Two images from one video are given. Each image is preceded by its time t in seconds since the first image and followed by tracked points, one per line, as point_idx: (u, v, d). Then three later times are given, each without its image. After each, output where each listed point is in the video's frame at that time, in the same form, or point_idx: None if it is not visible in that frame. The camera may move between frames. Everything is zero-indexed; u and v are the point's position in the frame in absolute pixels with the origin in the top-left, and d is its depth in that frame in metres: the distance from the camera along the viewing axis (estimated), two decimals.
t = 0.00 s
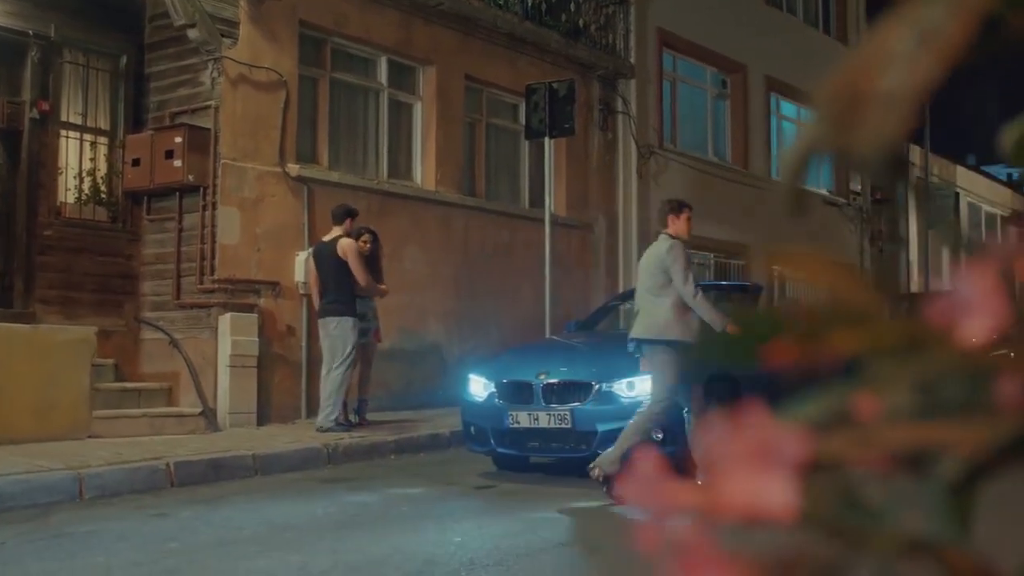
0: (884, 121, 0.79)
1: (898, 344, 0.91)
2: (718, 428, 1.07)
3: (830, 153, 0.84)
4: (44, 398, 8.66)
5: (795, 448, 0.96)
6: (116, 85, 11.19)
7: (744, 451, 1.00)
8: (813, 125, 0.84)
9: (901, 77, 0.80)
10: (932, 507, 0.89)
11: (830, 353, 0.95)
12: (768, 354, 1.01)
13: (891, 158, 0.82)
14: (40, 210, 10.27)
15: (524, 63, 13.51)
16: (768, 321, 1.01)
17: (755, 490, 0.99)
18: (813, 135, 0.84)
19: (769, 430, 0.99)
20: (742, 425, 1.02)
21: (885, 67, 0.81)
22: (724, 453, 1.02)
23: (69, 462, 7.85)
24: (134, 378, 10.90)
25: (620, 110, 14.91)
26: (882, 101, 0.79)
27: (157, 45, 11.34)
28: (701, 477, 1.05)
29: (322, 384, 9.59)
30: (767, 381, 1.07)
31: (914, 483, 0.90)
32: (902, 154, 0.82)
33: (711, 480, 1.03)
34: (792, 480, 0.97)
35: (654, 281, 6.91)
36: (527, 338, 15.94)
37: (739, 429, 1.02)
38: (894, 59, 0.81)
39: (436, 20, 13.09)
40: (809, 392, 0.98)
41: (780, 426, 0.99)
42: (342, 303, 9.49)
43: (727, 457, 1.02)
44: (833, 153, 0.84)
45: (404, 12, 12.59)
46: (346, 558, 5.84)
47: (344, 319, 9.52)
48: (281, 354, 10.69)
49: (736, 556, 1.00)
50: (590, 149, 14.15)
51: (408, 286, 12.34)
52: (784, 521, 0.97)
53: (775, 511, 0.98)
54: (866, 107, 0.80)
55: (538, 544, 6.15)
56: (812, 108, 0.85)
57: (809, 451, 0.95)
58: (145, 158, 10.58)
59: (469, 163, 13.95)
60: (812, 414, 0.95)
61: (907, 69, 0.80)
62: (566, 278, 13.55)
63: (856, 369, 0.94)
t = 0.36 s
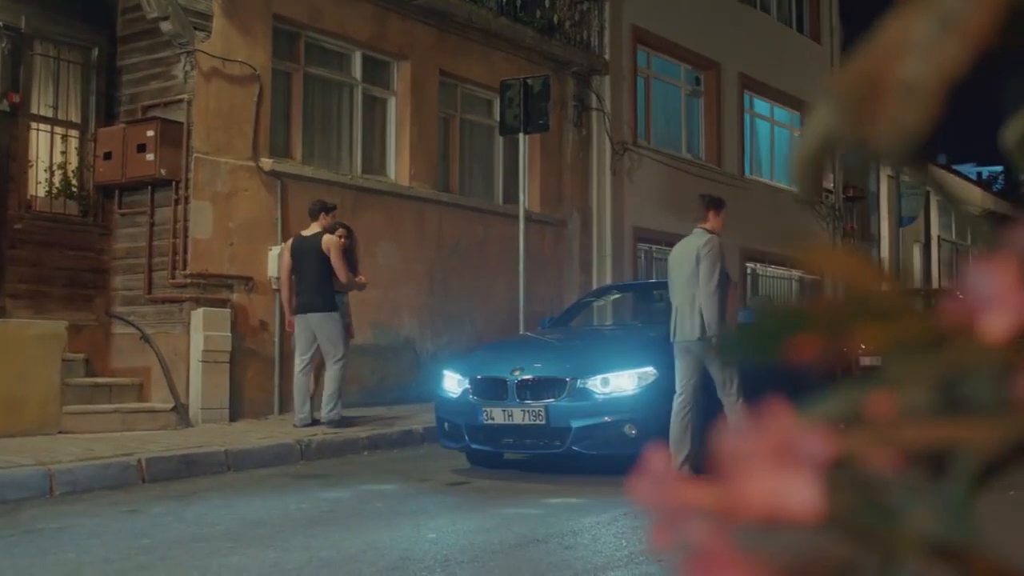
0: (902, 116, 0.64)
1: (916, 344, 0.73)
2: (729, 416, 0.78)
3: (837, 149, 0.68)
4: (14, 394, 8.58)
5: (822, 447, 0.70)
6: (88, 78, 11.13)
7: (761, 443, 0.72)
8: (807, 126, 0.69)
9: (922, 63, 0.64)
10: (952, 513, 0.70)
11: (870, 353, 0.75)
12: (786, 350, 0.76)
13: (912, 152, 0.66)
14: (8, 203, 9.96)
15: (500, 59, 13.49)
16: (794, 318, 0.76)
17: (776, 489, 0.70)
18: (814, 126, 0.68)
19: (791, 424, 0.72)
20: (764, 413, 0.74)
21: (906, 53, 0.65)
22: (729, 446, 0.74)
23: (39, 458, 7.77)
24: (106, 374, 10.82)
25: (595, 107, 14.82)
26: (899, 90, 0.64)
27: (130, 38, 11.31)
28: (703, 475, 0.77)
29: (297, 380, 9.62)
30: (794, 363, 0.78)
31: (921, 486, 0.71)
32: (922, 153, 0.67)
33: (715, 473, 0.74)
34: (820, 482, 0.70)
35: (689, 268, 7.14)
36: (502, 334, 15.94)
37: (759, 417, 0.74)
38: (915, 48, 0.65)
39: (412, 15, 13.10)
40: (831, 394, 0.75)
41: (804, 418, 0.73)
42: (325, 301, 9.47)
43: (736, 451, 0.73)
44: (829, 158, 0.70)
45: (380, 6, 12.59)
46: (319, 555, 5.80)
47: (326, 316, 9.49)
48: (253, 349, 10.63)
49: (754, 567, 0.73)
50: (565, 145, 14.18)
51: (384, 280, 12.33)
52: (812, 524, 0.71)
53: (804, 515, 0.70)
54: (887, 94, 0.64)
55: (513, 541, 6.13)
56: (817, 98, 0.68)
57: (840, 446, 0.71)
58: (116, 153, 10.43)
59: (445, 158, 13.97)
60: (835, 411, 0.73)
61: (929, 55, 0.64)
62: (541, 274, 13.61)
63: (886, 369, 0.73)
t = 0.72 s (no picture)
0: (929, 107, 0.73)
1: (946, 345, 0.78)
2: (764, 417, 0.88)
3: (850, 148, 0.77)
4: None
5: (850, 449, 0.80)
6: (66, 73, 10.98)
7: (790, 451, 0.82)
8: (820, 130, 0.78)
9: (944, 58, 0.73)
10: (975, 515, 0.77)
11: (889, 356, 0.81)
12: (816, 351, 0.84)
13: (934, 150, 0.76)
14: None
15: (479, 56, 13.43)
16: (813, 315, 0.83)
17: (806, 494, 0.81)
18: (834, 123, 0.77)
19: (823, 425, 0.82)
20: (792, 418, 0.84)
21: (930, 49, 0.74)
22: (764, 450, 0.85)
23: (15, 456, 7.71)
24: (82, 371, 10.74)
25: (574, 105, 14.76)
26: (925, 83, 0.73)
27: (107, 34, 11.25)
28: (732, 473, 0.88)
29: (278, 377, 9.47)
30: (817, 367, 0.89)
31: (945, 488, 0.79)
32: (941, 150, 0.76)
33: (745, 479, 0.86)
34: (848, 484, 0.81)
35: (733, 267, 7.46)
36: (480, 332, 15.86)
37: (788, 421, 0.84)
38: (937, 42, 0.73)
39: (390, 12, 13.04)
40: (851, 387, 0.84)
41: (835, 420, 0.82)
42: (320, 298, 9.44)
43: (770, 457, 0.83)
44: (842, 160, 0.77)
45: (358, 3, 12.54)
46: (297, 553, 5.78)
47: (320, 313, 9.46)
48: (231, 346, 10.59)
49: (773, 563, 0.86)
50: (544, 144, 14.09)
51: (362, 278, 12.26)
52: (836, 526, 0.81)
53: (828, 516, 0.81)
54: (911, 88, 0.74)
55: (493, 539, 6.13)
56: (841, 91, 0.78)
57: (865, 449, 0.80)
58: (93, 148, 10.38)
59: (423, 156, 13.89)
60: (864, 408, 0.81)
61: (951, 52, 0.73)
62: (519, 272, 13.50)
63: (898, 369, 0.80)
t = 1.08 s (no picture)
0: (959, 103, 0.71)
1: (974, 338, 0.76)
2: (788, 417, 0.87)
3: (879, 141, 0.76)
4: None
5: (879, 451, 0.78)
6: (51, 69, 10.96)
7: (820, 453, 0.81)
8: (841, 126, 0.77)
9: (970, 50, 0.72)
10: (997, 514, 0.73)
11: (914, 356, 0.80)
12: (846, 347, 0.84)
13: (960, 144, 0.75)
14: None
15: (465, 54, 13.41)
16: (855, 310, 0.83)
17: (836, 496, 0.80)
18: (857, 116, 0.76)
19: (849, 427, 0.80)
20: (819, 420, 0.83)
21: (955, 42, 0.73)
22: (788, 450, 0.83)
23: None
24: (66, 369, 10.69)
25: (561, 104, 14.73)
26: (949, 78, 0.72)
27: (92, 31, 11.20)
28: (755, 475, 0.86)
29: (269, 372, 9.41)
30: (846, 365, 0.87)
31: (962, 485, 0.75)
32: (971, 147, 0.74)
33: (773, 481, 0.85)
34: (878, 485, 0.78)
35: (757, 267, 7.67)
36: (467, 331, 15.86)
37: (814, 423, 0.82)
38: (963, 36, 0.72)
39: (375, 10, 13.01)
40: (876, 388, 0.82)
41: (862, 420, 0.80)
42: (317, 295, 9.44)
43: (799, 459, 0.82)
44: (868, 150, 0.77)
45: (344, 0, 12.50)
46: (283, 553, 5.75)
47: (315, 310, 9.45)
48: (217, 345, 10.55)
49: (806, 563, 0.84)
50: (530, 143, 14.05)
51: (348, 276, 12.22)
52: (867, 528, 0.80)
53: (859, 519, 0.79)
54: (936, 84, 0.72)
55: (480, 538, 6.11)
56: (865, 85, 0.77)
57: (895, 453, 0.78)
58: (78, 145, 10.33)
59: (409, 155, 13.86)
60: (884, 409, 0.79)
61: (977, 42, 0.72)
62: (505, 271, 13.46)
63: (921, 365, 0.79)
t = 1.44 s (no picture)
0: (983, 94, 0.73)
1: (1005, 333, 0.76)
2: (814, 411, 0.87)
3: (901, 133, 0.78)
4: None
5: (907, 448, 0.78)
6: (41, 67, 10.90)
7: (845, 449, 0.81)
8: (863, 113, 0.79)
9: (996, 41, 0.73)
10: None
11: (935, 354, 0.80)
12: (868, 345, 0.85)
13: (982, 140, 0.76)
14: None
15: (457, 54, 13.37)
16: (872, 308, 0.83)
17: (862, 490, 0.80)
18: (877, 106, 0.78)
19: (876, 422, 0.80)
20: (849, 410, 0.82)
21: (980, 34, 0.74)
22: (816, 446, 0.83)
23: None
24: (55, 369, 10.63)
25: (552, 104, 14.69)
26: (972, 68, 0.74)
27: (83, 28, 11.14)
28: (779, 472, 0.87)
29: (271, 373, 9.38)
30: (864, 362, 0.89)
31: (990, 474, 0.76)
32: (995, 143, 0.76)
33: (799, 477, 0.85)
34: (906, 482, 0.78)
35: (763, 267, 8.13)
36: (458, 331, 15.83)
37: (839, 418, 0.82)
38: (990, 28, 0.74)
39: (367, 8, 12.98)
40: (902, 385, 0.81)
41: (889, 415, 0.80)
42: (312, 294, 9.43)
43: (825, 455, 0.83)
44: (885, 147, 0.79)
45: None
46: (275, 553, 5.73)
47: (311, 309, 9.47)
48: (208, 344, 10.52)
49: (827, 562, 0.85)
50: (522, 143, 14.01)
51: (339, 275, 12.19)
52: (894, 525, 0.79)
53: (888, 514, 0.79)
54: (958, 77, 0.74)
55: (472, 538, 6.10)
56: (883, 78, 0.79)
57: (925, 449, 0.77)
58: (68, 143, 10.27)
59: (401, 155, 13.83)
60: (905, 404, 0.79)
61: (1003, 34, 0.73)
62: (497, 270, 13.42)
63: (944, 364, 0.78)
